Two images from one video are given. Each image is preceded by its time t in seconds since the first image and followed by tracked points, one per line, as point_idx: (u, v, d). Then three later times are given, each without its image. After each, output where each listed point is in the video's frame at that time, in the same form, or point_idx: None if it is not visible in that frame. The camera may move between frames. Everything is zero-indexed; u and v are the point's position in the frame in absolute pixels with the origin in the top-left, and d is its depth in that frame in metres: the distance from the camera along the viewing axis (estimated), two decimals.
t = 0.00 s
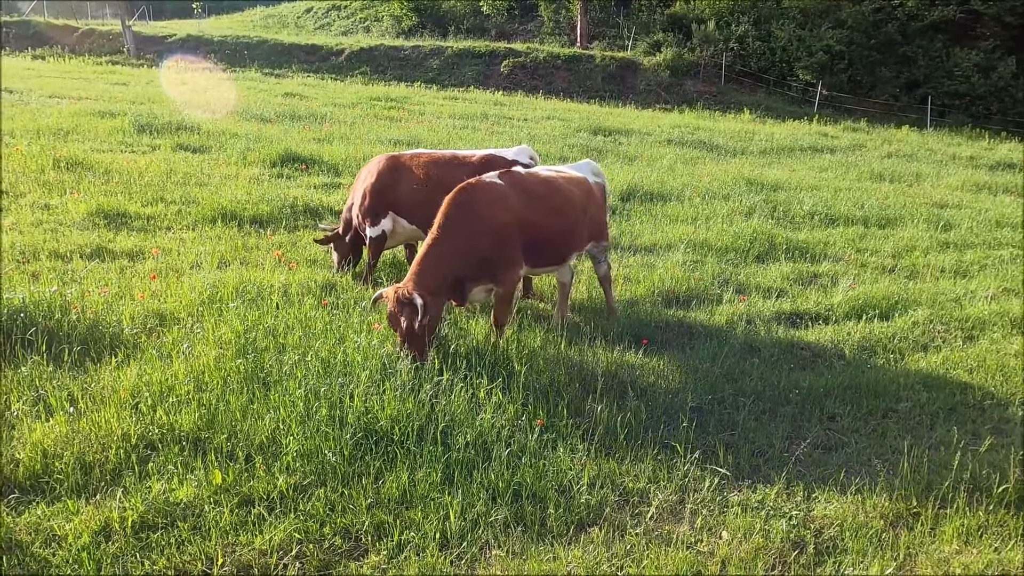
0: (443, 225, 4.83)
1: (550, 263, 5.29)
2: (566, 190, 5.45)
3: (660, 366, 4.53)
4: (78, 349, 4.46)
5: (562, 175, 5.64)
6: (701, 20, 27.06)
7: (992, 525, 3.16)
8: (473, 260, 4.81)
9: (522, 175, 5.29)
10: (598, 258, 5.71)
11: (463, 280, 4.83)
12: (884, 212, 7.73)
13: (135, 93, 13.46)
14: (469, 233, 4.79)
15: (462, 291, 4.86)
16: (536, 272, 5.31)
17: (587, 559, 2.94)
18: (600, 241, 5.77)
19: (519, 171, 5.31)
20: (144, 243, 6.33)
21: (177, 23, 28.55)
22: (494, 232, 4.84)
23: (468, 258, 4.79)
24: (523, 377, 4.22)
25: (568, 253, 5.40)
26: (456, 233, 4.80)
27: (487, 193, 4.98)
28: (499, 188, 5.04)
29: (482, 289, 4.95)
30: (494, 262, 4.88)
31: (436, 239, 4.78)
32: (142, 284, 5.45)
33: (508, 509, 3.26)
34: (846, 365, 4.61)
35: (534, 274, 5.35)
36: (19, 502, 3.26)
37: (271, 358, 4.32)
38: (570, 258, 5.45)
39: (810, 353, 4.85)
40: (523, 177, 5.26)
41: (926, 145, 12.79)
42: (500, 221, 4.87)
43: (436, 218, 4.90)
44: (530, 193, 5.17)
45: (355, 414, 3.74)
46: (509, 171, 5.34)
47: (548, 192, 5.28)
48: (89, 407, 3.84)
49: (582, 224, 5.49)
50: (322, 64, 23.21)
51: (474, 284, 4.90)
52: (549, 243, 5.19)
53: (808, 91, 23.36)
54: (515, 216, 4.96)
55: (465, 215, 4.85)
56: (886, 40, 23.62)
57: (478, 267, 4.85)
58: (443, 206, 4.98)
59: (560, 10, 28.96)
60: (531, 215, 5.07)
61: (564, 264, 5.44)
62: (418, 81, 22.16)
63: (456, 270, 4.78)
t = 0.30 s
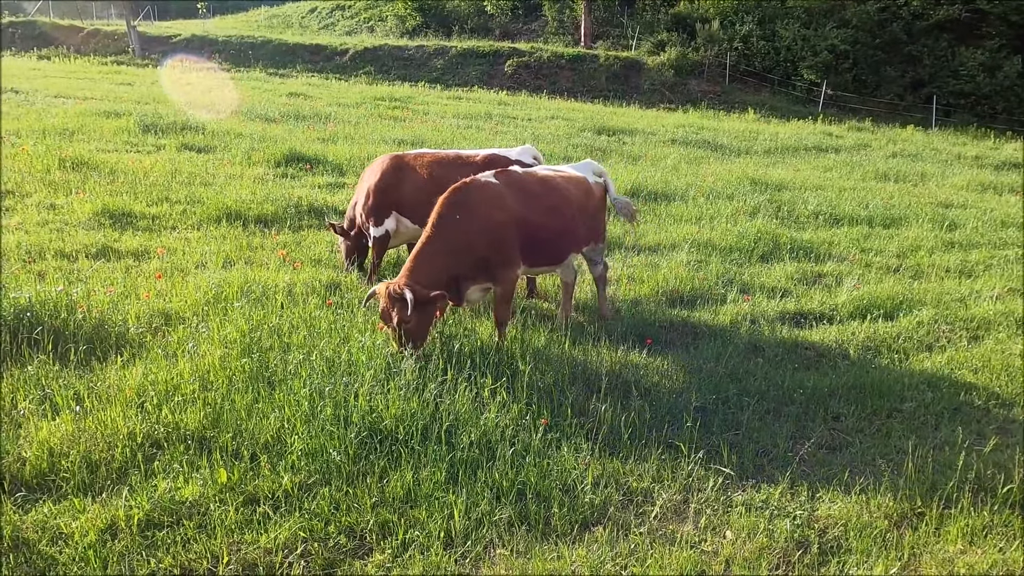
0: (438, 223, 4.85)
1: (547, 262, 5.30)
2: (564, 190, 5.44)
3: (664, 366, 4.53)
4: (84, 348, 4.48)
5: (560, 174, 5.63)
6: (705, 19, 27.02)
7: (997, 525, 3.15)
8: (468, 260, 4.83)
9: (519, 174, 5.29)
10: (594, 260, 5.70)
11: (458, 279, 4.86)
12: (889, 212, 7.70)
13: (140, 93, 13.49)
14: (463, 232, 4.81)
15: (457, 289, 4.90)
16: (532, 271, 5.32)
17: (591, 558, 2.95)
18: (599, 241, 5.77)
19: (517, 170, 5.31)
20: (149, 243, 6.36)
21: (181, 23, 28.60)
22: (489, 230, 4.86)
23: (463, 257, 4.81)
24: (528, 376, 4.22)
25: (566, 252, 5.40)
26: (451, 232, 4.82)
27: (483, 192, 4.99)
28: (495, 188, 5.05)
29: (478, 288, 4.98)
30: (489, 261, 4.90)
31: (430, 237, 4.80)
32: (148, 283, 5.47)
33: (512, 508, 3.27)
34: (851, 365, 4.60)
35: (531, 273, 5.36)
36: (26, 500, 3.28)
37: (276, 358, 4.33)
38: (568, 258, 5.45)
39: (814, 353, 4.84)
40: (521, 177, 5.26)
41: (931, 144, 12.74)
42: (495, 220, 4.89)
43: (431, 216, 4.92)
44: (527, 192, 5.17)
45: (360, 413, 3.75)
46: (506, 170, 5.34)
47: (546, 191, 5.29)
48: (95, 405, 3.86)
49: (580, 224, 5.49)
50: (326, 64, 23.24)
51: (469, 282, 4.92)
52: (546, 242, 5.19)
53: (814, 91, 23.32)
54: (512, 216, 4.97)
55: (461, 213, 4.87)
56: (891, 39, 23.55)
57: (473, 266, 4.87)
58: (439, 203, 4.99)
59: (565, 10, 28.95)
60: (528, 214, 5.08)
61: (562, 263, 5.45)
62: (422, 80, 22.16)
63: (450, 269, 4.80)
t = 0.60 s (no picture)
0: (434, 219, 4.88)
1: (549, 259, 5.26)
2: (566, 186, 5.38)
3: (674, 364, 4.52)
4: (98, 345, 4.53)
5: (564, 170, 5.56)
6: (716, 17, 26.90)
7: (1010, 525, 3.14)
8: (464, 255, 4.85)
9: (520, 170, 5.26)
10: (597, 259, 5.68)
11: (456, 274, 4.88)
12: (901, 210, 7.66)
13: (152, 91, 13.56)
14: (459, 227, 4.84)
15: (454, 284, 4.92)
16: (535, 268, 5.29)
17: (602, 555, 2.95)
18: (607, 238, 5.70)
19: (518, 167, 5.28)
20: (161, 240, 6.40)
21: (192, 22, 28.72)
22: (485, 226, 4.86)
23: (457, 253, 4.83)
24: (538, 374, 4.22)
25: (569, 249, 5.36)
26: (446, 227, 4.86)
27: (481, 188, 4.99)
28: (494, 184, 5.04)
29: (478, 284, 4.98)
30: (484, 257, 4.89)
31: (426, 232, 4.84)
32: (160, 280, 5.52)
33: (523, 505, 3.28)
34: (862, 364, 4.58)
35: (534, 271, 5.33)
36: (41, 494, 3.33)
37: (287, 354, 4.36)
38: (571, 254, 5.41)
39: (826, 352, 4.82)
40: (522, 174, 5.23)
41: (945, 141, 12.64)
42: (493, 216, 4.88)
43: (428, 212, 4.96)
44: (527, 189, 5.14)
45: (371, 409, 3.77)
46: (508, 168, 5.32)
47: (547, 188, 5.25)
48: (109, 401, 3.91)
49: (584, 220, 5.43)
50: (336, 61, 23.29)
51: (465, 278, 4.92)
52: (547, 239, 5.16)
53: (825, 88, 23.76)
54: (510, 212, 4.95)
55: (457, 209, 4.89)
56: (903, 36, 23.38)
57: (471, 262, 4.88)
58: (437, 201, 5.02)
59: (575, 7, 28.89)
60: (528, 211, 5.05)
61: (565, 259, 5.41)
62: (432, 78, 22.18)
63: (446, 263, 4.84)
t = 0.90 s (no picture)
0: (429, 218, 5.00)
1: (545, 259, 5.36)
2: (563, 188, 5.42)
3: (686, 366, 4.51)
4: (112, 348, 4.58)
5: (562, 171, 5.59)
6: (726, 18, 26.84)
7: None
8: (457, 254, 4.96)
9: (517, 173, 5.30)
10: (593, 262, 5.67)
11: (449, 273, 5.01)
12: (913, 211, 7.61)
13: (164, 95, 13.68)
14: (453, 227, 4.94)
15: (447, 282, 5.05)
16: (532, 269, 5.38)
17: (614, 558, 2.96)
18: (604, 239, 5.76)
19: (515, 169, 5.33)
20: (173, 243, 6.46)
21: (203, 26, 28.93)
22: (479, 228, 4.96)
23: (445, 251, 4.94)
24: (549, 377, 4.23)
25: (563, 251, 5.43)
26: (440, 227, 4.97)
27: (476, 191, 5.07)
28: (489, 187, 5.11)
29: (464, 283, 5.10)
30: (473, 258, 5.00)
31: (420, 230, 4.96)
32: (173, 283, 5.56)
33: (534, 507, 3.28)
34: (875, 366, 4.55)
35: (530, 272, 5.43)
36: (57, 496, 3.36)
37: (299, 357, 4.39)
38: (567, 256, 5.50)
39: (838, 354, 4.80)
40: (519, 176, 5.27)
41: (957, 142, 12.55)
42: (488, 218, 4.97)
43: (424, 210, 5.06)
44: (523, 191, 5.19)
45: (382, 412, 3.79)
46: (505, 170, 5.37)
47: (543, 190, 5.28)
48: (123, 403, 3.95)
49: (581, 222, 5.49)
50: (346, 65, 23.40)
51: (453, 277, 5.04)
52: (542, 240, 5.25)
53: (836, 88, 22.93)
54: (505, 215, 5.03)
55: (452, 210, 4.99)
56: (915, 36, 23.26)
57: (465, 262, 4.99)
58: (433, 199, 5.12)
59: (584, 9, 28.90)
60: (523, 213, 5.12)
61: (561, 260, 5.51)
62: (441, 82, 22.23)
63: (439, 262, 4.96)
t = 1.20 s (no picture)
0: (410, 216, 4.94)
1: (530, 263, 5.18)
2: (553, 191, 5.21)
3: (692, 370, 4.50)
4: (120, 351, 4.61)
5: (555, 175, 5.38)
6: (732, 22, 26.83)
7: None
8: (435, 253, 4.85)
9: (506, 175, 5.14)
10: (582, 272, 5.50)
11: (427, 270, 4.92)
12: (920, 214, 7.59)
13: (171, 100, 13.77)
14: (433, 227, 4.86)
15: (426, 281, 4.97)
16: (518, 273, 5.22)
17: (620, 562, 2.96)
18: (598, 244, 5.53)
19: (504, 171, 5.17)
20: (181, 247, 6.49)
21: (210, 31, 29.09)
22: (459, 229, 4.84)
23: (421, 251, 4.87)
24: (555, 381, 4.23)
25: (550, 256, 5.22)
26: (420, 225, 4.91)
27: (459, 192, 4.95)
28: (474, 189, 4.98)
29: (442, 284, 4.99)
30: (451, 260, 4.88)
31: (400, 227, 4.90)
32: (180, 287, 5.59)
33: (541, 510, 3.29)
34: (882, 370, 4.54)
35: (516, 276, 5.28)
36: (66, 498, 3.39)
37: (306, 360, 4.41)
38: (555, 261, 5.32)
39: (845, 358, 4.79)
40: (507, 180, 5.10)
41: (964, 146, 12.52)
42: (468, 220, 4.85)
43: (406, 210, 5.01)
44: (509, 193, 5.03)
45: (389, 415, 3.81)
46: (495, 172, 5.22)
47: (529, 194, 5.08)
48: (132, 406, 3.98)
49: (571, 226, 5.27)
50: (353, 69, 23.51)
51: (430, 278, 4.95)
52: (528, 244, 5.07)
53: (842, 92, 22.87)
54: (488, 218, 4.89)
55: (433, 210, 4.91)
56: (921, 40, 23.30)
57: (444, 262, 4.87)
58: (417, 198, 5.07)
59: (590, 13, 28.93)
60: (507, 216, 4.96)
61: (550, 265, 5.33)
62: (447, 86, 22.30)
63: (417, 260, 4.88)
